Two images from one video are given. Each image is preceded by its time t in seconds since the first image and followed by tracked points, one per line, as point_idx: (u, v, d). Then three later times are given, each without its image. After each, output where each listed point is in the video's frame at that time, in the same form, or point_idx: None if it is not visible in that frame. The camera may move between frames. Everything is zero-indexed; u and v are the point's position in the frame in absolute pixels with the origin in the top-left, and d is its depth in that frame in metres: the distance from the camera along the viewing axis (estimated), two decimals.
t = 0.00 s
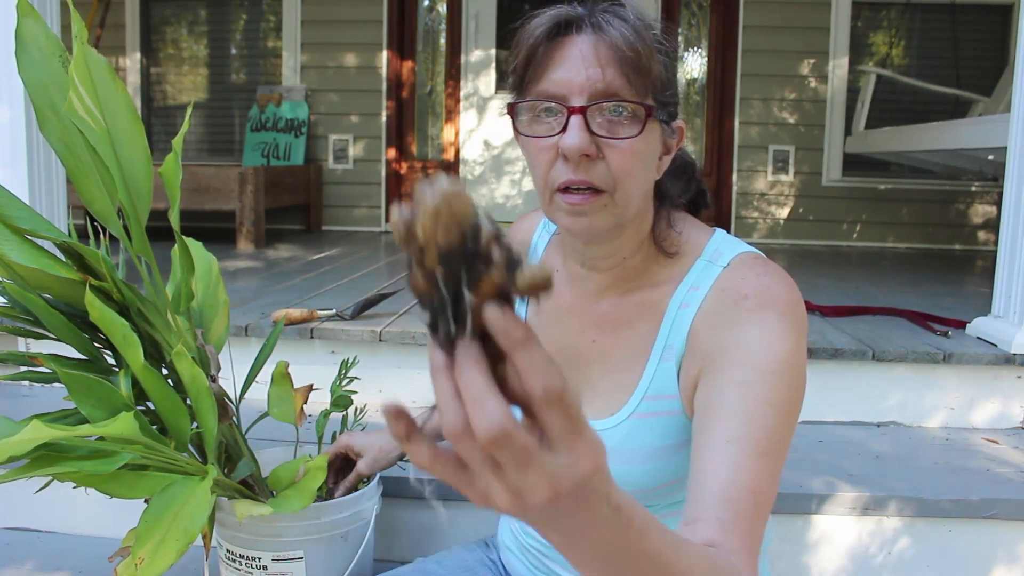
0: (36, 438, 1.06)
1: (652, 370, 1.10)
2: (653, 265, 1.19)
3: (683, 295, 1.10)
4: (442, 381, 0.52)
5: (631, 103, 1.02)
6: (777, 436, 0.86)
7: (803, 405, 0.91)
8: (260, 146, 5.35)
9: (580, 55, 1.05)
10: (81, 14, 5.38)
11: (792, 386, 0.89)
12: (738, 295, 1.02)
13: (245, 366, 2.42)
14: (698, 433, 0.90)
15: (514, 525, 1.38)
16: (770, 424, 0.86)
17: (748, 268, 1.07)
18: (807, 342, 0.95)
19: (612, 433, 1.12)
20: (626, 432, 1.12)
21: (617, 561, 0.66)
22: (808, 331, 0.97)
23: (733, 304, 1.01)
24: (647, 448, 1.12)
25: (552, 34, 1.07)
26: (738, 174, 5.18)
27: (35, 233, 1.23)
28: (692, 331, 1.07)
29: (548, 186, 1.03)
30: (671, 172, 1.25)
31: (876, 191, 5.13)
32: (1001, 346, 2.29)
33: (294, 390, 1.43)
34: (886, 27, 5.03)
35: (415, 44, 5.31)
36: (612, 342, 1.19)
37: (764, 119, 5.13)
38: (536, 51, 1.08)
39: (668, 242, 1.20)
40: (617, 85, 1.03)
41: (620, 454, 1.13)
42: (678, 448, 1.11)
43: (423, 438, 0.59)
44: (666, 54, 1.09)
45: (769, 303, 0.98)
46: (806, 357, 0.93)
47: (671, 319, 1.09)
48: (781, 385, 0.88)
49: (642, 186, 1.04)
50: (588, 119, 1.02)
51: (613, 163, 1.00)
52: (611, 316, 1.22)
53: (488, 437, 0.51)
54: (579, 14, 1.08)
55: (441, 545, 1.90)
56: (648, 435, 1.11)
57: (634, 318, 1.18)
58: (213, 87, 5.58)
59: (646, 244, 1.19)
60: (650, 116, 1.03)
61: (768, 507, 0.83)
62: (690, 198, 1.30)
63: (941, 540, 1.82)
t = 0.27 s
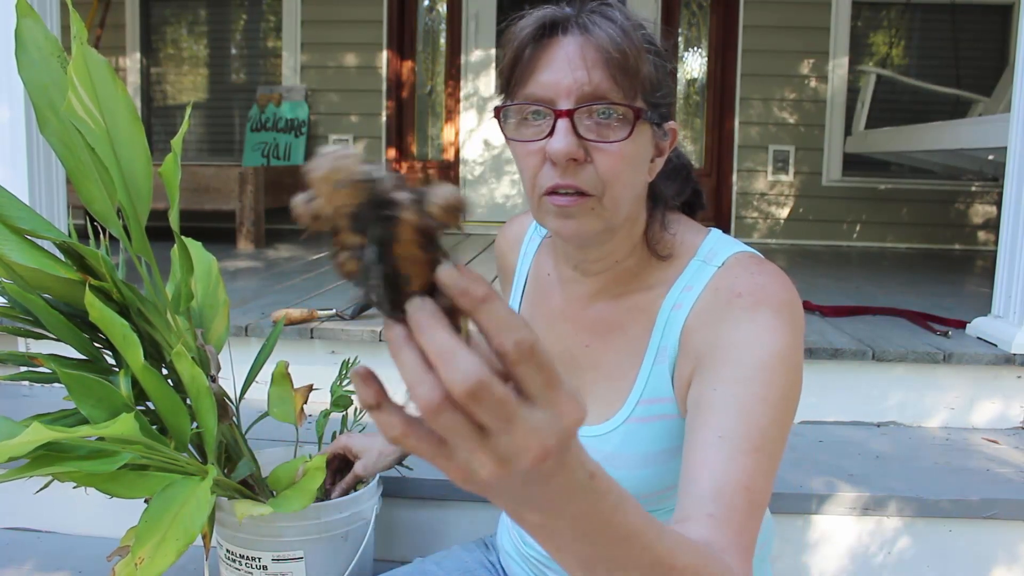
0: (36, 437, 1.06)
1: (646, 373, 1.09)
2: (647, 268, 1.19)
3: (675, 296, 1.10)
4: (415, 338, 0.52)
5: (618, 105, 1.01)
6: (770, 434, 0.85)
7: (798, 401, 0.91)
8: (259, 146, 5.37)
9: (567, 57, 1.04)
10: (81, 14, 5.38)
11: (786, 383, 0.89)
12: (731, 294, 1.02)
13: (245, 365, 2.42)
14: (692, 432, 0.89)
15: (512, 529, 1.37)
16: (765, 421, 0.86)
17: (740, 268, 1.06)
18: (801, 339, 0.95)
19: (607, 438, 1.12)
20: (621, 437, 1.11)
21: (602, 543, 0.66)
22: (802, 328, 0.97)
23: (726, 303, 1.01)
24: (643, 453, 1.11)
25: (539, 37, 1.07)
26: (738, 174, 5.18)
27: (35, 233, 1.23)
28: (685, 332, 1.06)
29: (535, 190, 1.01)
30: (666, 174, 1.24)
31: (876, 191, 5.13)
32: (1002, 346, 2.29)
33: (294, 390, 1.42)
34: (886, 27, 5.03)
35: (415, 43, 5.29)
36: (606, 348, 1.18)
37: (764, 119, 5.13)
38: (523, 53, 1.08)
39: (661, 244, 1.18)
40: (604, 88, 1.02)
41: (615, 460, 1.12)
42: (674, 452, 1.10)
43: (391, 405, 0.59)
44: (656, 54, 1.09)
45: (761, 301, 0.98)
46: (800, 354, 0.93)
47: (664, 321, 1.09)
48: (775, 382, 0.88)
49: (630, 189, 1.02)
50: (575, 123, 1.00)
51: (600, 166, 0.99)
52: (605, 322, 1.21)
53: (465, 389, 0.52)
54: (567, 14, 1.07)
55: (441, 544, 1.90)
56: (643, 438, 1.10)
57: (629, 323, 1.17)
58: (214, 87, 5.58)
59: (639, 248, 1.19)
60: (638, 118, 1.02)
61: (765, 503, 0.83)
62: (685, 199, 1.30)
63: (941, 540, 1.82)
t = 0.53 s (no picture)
0: (35, 437, 1.06)
1: (645, 376, 1.09)
2: (642, 271, 1.19)
3: (674, 297, 1.09)
4: (447, 304, 0.51)
5: (606, 111, 1.01)
6: (777, 428, 0.85)
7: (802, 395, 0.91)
8: (259, 146, 5.33)
9: (554, 63, 1.04)
10: (81, 14, 5.38)
11: (789, 380, 0.89)
12: (729, 294, 1.02)
13: (245, 365, 2.42)
14: (697, 433, 0.89)
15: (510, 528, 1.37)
16: (769, 419, 0.86)
17: (737, 268, 1.07)
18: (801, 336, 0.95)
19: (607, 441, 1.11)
20: (621, 439, 1.11)
21: (625, 524, 0.67)
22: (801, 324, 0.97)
23: (724, 303, 1.01)
24: (643, 455, 1.11)
25: (526, 42, 1.07)
26: (738, 174, 5.18)
27: (35, 233, 1.23)
28: (683, 335, 1.06)
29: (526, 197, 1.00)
30: (659, 178, 1.24)
31: (876, 191, 5.13)
32: (1001, 346, 2.29)
33: (294, 390, 1.43)
34: (886, 27, 5.03)
35: (414, 43, 5.31)
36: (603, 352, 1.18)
37: (764, 119, 5.12)
38: (510, 60, 1.08)
39: (654, 248, 1.19)
40: (590, 94, 1.03)
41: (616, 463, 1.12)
42: (674, 454, 1.10)
43: (425, 381, 0.58)
44: (645, 58, 1.09)
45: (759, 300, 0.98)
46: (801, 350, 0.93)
47: (662, 323, 1.08)
48: (779, 380, 0.88)
49: (621, 195, 1.02)
50: (563, 129, 1.00)
51: (587, 173, 0.98)
52: (602, 326, 1.21)
53: (508, 339, 0.51)
54: (555, 18, 1.07)
55: (440, 544, 1.90)
56: (643, 440, 1.10)
57: (627, 326, 1.17)
58: (214, 87, 5.58)
59: (633, 251, 1.19)
60: (626, 123, 1.02)
61: (775, 499, 0.82)
62: (680, 203, 1.30)
63: (941, 540, 1.82)
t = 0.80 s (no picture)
0: (35, 437, 1.06)
1: (645, 374, 1.08)
2: (641, 271, 1.19)
3: (674, 296, 1.09)
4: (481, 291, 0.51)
5: (605, 111, 1.01)
6: (781, 424, 0.85)
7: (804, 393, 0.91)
8: (258, 146, 5.39)
9: (554, 64, 1.04)
10: (81, 14, 5.38)
11: (792, 377, 0.89)
12: (729, 293, 1.02)
13: (245, 365, 2.42)
14: (700, 433, 0.89)
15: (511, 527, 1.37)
16: (773, 416, 0.86)
17: (737, 266, 1.07)
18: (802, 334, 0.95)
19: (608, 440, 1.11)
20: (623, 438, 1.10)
21: (634, 519, 0.67)
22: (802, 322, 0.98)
23: (725, 302, 1.01)
24: (644, 453, 1.10)
25: (525, 44, 1.07)
26: (738, 174, 5.18)
27: (35, 233, 1.23)
28: (684, 333, 1.06)
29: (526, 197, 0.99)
30: (662, 178, 1.24)
31: (876, 191, 5.13)
32: (1001, 346, 2.29)
33: (294, 391, 1.43)
34: (886, 27, 5.03)
35: (414, 43, 5.31)
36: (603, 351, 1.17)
37: (764, 119, 5.12)
38: (510, 61, 1.08)
39: (655, 246, 1.19)
40: (590, 95, 1.02)
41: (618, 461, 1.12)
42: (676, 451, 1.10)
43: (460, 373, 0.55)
44: (644, 60, 1.10)
45: (760, 298, 0.98)
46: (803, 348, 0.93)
47: (663, 322, 1.08)
48: (782, 378, 0.88)
49: (619, 196, 1.02)
50: (563, 129, 1.00)
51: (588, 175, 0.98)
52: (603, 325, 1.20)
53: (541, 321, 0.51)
54: (555, 21, 1.07)
55: (440, 544, 1.90)
56: (645, 438, 1.10)
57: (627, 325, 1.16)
58: (214, 87, 5.58)
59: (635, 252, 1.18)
60: (625, 124, 1.02)
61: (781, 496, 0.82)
62: (680, 202, 1.30)
63: (941, 540, 1.83)
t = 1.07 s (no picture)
0: (34, 437, 1.06)
1: (645, 373, 1.08)
2: (639, 270, 1.19)
3: (672, 294, 1.09)
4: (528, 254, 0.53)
5: (603, 107, 1.01)
6: (786, 420, 0.85)
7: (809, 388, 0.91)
8: (259, 146, 5.36)
9: (552, 61, 1.04)
10: (81, 14, 5.38)
11: (796, 373, 0.89)
12: (729, 290, 1.02)
13: (245, 365, 2.42)
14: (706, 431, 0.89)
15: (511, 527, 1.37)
16: (779, 412, 0.85)
17: (735, 264, 1.07)
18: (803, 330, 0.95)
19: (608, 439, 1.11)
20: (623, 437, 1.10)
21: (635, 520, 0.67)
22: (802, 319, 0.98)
23: (724, 300, 1.01)
24: (644, 451, 1.11)
25: (525, 41, 1.07)
26: (738, 174, 5.18)
27: (35, 233, 1.23)
28: (683, 331, 1.06)
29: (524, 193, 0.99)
30: (658, 177, 1.25)
31: (876, 191, 5.13)
32: (1001, 346, 2.29)
33: (294, 390, 1.42)
34: (886, 27, 5.03)
35: (414, 43, 5.31)
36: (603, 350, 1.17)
37: (764, 119, 5.13)
38: (509, 58, 1.08)
39: (653, 245, 1.20)
40: (588, 91, 1.03)
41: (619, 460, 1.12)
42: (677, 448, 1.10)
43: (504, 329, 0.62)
44: (642, 57, 1.09)
45: (761, 295, 0.98)
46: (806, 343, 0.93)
47: (662, 320, 1.08)
48: (787, 373, 0.88)
49: (619, 190, 1.01)
50: (561, 126, 1.00)
51: (587, 169, 0.97)
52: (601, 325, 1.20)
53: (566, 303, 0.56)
54: (553, 17, 1.07)
55: (440, 544, 1.90)
56: (645, 436, 1.10)
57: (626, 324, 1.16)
58: (214, 87, 5.58)
59: (633, 250, 1.18)
60: (623, 120, 1.01)
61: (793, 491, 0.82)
62: (678, 201, 1.31)
63: (942, 540, 1.83)
